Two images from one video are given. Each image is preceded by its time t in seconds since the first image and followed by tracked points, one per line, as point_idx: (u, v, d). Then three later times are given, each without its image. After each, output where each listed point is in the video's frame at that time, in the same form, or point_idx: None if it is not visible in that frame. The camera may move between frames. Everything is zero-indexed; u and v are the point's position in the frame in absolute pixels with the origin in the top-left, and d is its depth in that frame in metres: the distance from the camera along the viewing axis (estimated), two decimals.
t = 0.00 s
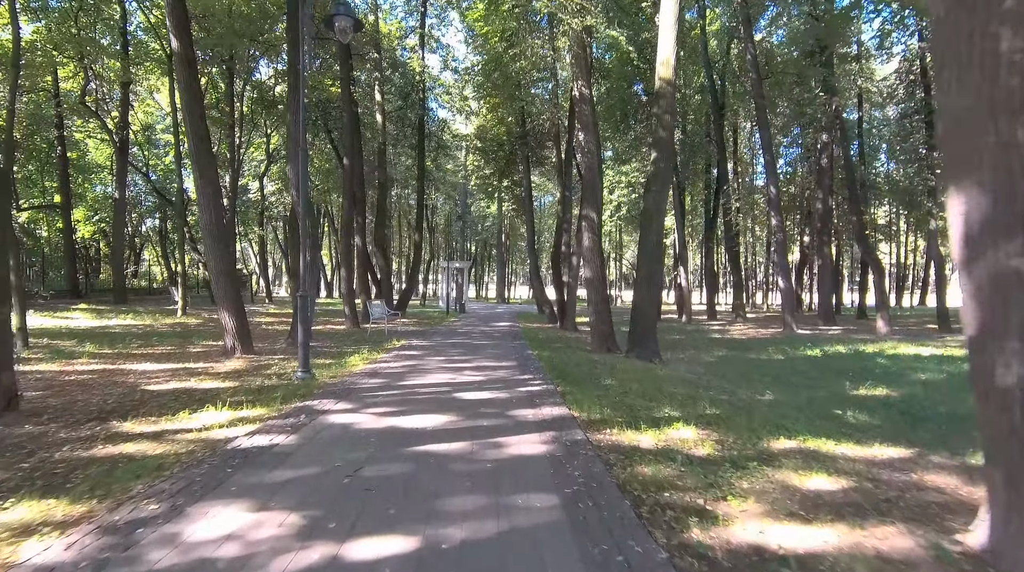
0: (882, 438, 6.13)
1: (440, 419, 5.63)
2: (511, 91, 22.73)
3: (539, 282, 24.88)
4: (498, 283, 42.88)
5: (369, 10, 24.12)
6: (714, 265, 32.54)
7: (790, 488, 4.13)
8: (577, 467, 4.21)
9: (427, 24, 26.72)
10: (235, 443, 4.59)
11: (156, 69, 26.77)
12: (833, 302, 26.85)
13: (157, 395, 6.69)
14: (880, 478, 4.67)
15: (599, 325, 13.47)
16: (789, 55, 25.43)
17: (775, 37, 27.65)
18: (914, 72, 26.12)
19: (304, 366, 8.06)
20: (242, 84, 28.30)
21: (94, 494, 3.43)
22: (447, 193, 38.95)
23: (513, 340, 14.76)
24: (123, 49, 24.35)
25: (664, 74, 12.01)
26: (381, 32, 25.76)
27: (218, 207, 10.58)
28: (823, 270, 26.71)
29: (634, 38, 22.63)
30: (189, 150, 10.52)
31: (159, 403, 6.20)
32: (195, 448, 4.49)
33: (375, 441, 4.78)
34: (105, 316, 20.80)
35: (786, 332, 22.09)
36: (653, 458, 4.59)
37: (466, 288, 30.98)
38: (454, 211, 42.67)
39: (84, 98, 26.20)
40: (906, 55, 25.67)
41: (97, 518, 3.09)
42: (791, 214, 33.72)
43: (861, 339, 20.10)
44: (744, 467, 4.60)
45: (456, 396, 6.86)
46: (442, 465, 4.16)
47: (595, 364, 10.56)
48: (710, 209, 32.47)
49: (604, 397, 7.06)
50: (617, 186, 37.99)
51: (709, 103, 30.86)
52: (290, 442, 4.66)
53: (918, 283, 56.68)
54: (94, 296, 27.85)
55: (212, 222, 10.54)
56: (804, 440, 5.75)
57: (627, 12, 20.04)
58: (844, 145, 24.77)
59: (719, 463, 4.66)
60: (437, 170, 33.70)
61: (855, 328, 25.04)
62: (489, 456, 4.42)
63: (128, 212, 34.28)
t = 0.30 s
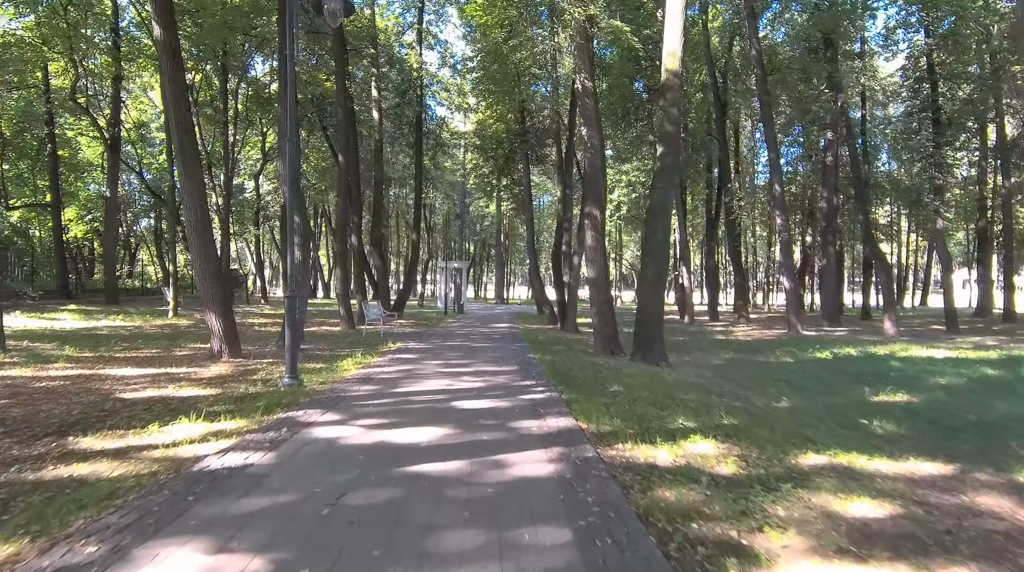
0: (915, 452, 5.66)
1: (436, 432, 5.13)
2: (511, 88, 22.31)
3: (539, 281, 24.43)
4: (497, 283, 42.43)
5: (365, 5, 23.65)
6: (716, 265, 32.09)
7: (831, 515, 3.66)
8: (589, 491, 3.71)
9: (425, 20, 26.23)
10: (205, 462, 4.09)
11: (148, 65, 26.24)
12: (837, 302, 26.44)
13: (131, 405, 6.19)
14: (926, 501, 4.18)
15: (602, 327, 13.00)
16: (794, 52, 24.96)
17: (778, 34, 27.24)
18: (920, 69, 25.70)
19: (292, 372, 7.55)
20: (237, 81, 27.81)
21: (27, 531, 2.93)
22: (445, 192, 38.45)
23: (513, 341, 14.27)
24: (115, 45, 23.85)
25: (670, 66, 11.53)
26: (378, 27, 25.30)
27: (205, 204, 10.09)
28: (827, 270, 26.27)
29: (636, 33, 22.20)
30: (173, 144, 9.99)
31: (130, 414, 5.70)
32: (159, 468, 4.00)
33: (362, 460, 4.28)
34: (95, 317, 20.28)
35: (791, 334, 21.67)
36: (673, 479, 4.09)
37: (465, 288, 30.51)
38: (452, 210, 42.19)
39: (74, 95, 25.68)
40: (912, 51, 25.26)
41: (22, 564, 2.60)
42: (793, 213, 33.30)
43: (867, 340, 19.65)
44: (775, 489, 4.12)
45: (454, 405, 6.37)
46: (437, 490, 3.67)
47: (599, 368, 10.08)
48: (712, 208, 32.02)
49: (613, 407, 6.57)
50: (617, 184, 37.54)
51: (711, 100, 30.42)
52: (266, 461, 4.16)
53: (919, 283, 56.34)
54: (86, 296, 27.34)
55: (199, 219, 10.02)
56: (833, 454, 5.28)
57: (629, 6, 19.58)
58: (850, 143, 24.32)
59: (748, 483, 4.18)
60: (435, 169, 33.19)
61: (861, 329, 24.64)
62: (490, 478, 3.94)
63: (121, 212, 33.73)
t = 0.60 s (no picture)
0: (957, 468, 5.20)
1: (431, 449, 4.62)
2: (510, 85, 21.87)
3: (539, 282, 23.94)
4: (497, 283, 41.93)
5: None
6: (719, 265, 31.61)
7: (890, 549, 3.19)
8: (606, 525, 3.20)
9: (423, 16, 25.72)
10: (168, 487, 3.59)
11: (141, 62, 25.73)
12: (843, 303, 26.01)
13: (101, 415, 5.68)
14: (989, 532, 3.72)
15: (607, 330, 12.53)
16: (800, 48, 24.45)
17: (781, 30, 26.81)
18: (927, 65, 25.23)
19: (279, 378, 7.04)
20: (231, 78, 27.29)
21: None
22: (444, 192, 37.94)
23: (514, 344, 13.79)
24: (107, 41, 23.35)
25: (678, 56, 10.97)
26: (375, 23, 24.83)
27: (190, 201, 9.60)
28: (833, 270, 25.79)
29: (638, 29, 21.75)
30: (157, 138, 9.52)
31: (97, 426, 5.19)
32: (115, 494, 3.49)
33: (348, 483, 3.78)
34: (84, 318, 19.75)
35: (797, 336, 21.18)
36: (702, 507, 3.60)
37: (464, 289, 30.02)
38: (451, 209, 41.70)
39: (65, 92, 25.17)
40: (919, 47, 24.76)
41: None
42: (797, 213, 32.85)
43: (877, 342, 19.16)
44: (817, 515, 3.65)
45: (454, 415, 5.89)
46: (433, 522, 3.17)
47: (605, 373, 9.59)
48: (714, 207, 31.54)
49: (625, 418, 6.08)
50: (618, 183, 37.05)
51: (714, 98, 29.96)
52: (238, 486, 3.65)
53: (921, 282, 55.93)
54: (77, 297, 26.79)
55: (183, 216, 9.53)
56: (870, 471, 4.81)
57: None
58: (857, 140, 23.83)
59: (787, 510, 3.70)
60: (433, 167, 32.67)
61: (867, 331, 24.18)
62: (494, 506, 3.44)
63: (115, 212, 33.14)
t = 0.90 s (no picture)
0: (1005, 486, 4.71)
1: (423, 467, 4.13)
2: (509, 81, 21.40)
3: (539, 282, 23.44)
4: (496, 282, 41.44)
5: None
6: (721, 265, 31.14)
7: None
8: (624, 565, 2.73)
9: (421, 12, 25.22)
10: (114, 518, 3.11)
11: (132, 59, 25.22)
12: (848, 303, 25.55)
13: (61, 426, 5.18)
14: None
15: (611, 331, 12.05)
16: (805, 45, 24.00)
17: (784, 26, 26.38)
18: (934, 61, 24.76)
19: (262, 384, 6.56)
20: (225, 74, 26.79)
21: None
22: (442, 191, 37.45)
23: (514, 346, 13.29)
24: (97, 36, 22.82)
25: (686, 47, 10.50)
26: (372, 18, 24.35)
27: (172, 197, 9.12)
28: (838, 270, 25.35)
29: (641, 22, 21.25)
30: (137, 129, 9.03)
31: (54, 440, 4.70)
32: (52, 527, 3.02)
33: (325, 512, 3.31)
34: (71, 320, 19.24)
35: (804, 337, 20.70)
36: (734, 541, 3.12)
37: (463, 289, 29.56)
38: (449, 208, 41.19)
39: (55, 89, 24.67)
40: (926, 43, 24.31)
41: None
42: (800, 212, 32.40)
43: (885, 343, 18.72)
44: (864, 547, 3.18)
45: (449, 425, 5.40)
46: (419, 564, 2.69)
47: (610, 378, 9.10)
48: (717, 206, 31.06)
49: (636, 429, 5.59)
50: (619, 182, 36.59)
51: (716, 96, 29.50)
52: (196, 516, 3.17)
53: (922, 282, 55.56)
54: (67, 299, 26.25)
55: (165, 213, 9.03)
56: (912, 489, 4.35)
57: None
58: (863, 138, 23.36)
59: (830, 542, 3.22)
60: (431, 165, 32.17)
61: (873, 332, 23.71)
62: (493, 541, 2.95)
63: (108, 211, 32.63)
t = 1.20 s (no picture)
0: None
1: (413, 492, 3.62)
2: (508, 76, 20.90)
3: (539, 282, 22.92)
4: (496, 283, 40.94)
5: None
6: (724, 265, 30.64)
7: None
8: None
9: (418, 6, 24.68)
10: (42, 563, 2.60)
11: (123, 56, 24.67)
12: (855, 304, 25.06)
13: (14, 441, 4.66)
14: None
15: (617, 334, 11.53)
16: (811, 40, 23.51)
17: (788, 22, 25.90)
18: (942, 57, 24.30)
19: (242, 391, 6.03)
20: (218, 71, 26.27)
21: None
22: (441, 190, 36.97)
23: (514, 348, 12.76)
24: (87, 31, 22.25)
25: (694, 35, 9.99)
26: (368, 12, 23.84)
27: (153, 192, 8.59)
28: (844, 270, 24.85)
29: (644, 17, 20.76)
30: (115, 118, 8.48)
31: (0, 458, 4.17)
32: None
33: (295, 552, 2.80)
34: (59, 321, 18.71)
35: (811, 338, 20.23)
36: None
37: (461, 290, 29.04)
38: (448, 208, 40.68)
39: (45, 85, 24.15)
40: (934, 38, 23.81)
41: None
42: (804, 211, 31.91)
43: (895, 345, 18.24)
44: None
45: (445, 440, 4.88)
46: None
47: (618, 383, 8.58)
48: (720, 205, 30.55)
49: (652, 444, 5.08)
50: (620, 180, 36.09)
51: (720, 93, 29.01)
52: (140, 560, 2.66)
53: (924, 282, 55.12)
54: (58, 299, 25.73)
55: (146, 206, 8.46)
56: (970, 515, 3.94)
57: None
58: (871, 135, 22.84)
59: None
60: (429, 164, 31.66)
61: (880, 333, 23.22)
62: None
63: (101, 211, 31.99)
